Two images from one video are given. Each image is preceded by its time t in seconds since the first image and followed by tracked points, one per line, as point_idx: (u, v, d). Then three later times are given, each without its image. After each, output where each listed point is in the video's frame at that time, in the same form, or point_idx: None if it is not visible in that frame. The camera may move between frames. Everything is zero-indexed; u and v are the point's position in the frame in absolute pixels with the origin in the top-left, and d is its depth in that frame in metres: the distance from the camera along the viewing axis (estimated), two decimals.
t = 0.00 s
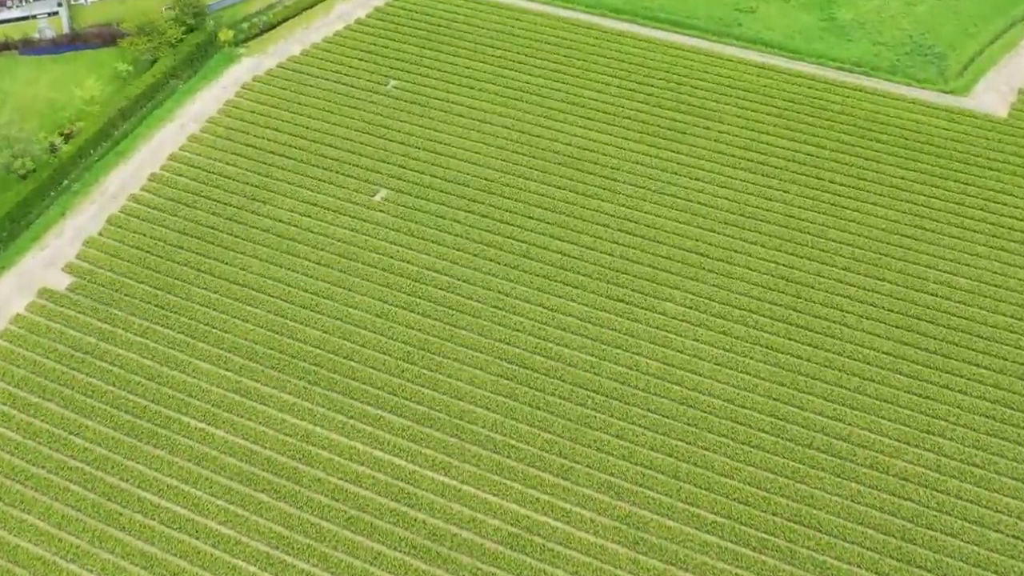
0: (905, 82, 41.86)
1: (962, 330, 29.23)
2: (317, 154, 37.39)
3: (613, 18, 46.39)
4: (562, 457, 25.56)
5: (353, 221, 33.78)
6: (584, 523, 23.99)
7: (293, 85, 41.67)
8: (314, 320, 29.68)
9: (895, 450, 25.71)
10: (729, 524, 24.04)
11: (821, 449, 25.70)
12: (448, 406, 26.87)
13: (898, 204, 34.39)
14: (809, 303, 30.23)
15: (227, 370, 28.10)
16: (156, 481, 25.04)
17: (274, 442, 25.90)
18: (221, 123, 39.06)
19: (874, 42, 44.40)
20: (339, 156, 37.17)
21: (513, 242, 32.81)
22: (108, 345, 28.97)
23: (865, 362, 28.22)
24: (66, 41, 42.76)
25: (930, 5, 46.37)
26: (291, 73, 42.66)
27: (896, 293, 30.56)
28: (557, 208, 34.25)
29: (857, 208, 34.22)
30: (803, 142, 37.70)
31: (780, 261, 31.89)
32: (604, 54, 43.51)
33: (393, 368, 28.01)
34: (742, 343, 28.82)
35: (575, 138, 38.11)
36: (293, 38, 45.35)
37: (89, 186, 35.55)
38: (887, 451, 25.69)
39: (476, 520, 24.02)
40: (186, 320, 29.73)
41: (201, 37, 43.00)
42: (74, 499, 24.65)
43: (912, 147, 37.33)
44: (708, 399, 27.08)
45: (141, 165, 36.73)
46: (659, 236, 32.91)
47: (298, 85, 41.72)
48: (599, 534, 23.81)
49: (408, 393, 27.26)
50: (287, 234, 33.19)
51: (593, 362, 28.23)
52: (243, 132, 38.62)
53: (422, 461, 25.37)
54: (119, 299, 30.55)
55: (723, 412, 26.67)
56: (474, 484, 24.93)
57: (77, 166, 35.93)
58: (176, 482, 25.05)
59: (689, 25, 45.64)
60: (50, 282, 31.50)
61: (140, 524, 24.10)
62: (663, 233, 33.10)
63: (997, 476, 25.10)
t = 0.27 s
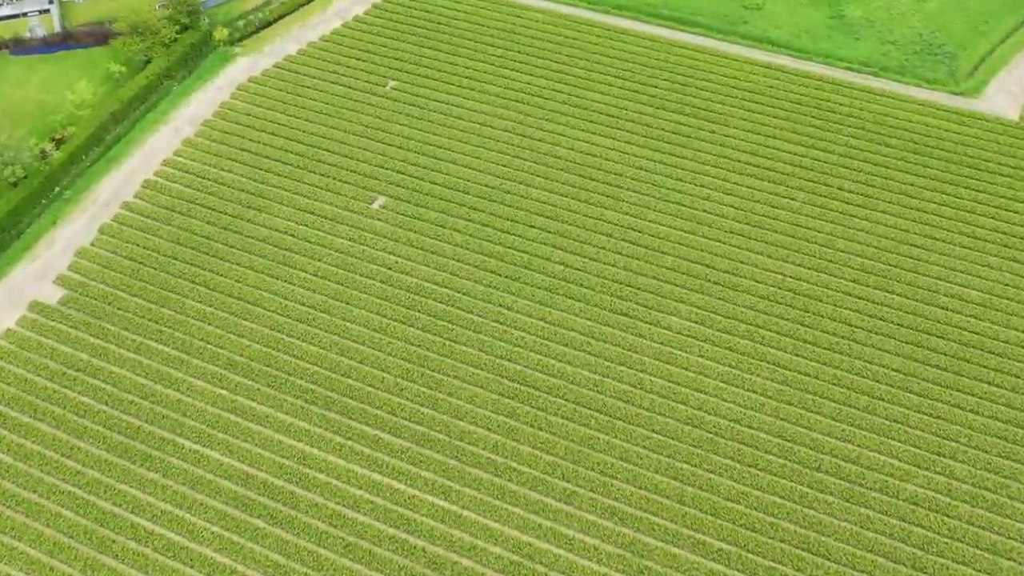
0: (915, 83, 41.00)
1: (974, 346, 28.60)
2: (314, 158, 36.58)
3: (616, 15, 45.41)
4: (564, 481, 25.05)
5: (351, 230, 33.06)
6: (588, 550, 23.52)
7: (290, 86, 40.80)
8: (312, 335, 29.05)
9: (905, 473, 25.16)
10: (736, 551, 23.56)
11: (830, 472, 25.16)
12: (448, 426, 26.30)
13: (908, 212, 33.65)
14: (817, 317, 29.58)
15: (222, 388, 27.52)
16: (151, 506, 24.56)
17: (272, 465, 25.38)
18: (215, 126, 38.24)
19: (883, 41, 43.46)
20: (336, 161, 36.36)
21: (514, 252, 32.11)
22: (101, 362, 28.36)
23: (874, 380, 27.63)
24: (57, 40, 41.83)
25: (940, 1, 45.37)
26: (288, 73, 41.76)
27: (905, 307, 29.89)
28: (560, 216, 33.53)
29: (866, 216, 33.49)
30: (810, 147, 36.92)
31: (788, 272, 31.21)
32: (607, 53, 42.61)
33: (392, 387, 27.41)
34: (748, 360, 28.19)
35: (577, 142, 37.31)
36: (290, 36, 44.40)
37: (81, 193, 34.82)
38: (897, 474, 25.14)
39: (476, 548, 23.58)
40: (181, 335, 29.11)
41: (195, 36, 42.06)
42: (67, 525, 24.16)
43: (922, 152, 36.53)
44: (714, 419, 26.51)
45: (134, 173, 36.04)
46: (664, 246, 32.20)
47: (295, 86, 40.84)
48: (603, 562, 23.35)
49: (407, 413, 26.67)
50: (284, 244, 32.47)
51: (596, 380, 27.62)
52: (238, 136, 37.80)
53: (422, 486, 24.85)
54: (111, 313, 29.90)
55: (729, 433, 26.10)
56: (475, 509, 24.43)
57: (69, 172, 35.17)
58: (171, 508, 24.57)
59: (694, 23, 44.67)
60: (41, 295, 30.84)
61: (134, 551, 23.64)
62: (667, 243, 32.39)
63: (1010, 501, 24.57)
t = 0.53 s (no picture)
0: (924, 85, 40.19)
1: (985, 365, 28.03)
2: (310, 164, 35.80)
3: (619, 13, 44.52)
4: (567, 506, 24.58)
5: (349, 241, 32.36)
6: None
7: (286, 89, 39.99)
8: (309, 352, 28.46)
9: (915, 498, 24.66)
10: None
11: (838, 498, 24.68)
12: (448, 449, 25.78)
13: (917, 223, 33.00)
14: (825, 333, 28.98)
15: (216, 408, 26.97)
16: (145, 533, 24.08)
17: (268, 490, 24.87)
18: (210, 130, 37.47)
19: (891, 40, 42.58)
20: (334, 167, 35.58)
21: (515, 264, 31.46)
22: (93, 381, 27.76)
23: (882, 400, 27.11)
24: (48, 40, 40.94)
25: None
26: (284, 74, 40.96)
27: (914, 322, 29.33)
28: (562, 227, 32.85)
29: (874, 227, 32.85)
30: (816, 154, 36.22)
31: (795, 286, 30.59)
32: (610, 54, 41.78)
33: (390, 407, 26.85)
34: (754, 379, 27.64)
35: (579, 148, 36.59)
36: (286, 35, 43.53)
37: (73, 202, 34.12)
38: (907, 499, 24.64)
39: None
40: (174, 352, 28.51)
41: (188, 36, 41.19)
42: (59, 554, 23.69)
43: (931, 159, 35.83)
44: (719, 441, 25.99)
45: (127, 179, 35.26)
46: (668, 258, 31.60)
47: (291, 88, 40.02)
48: None
49: (406, 435, 26.12)
50: (279, 256, 31.78)
51: (599, 400, 27.06)
52: (233, 141, 37.02)
53: (421, 512, 24.39)
54: (103, 329, 29.28)
55: (735, 456, 25.58)
56: (476, 537, 23.98)
57: (61, 180, 34.45)
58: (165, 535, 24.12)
59: (698, 21, 43.76)
60: (32, 310, 30.19)
61: None
62: (671, 255, 31.78)
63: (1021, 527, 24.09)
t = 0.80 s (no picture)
0: (933, 88, 39.40)
1: (995, 384, 27.55)
2: (307, 172, 35.08)
3: (621, 12, 43.67)
4: (569, 533, 24.17)
5: (347, 253, 31.76)
6: None
7: (283, 92, 39.23)
8: (306, 370, 27.90)
9: (925, 524, 24.24)
10: None
11: (846, 524, 24.26)
12: (448, 473, 25.33)
13: (926, 234, 32.41)
14: (832, 351, 28.45)
15: (212, 430, 26.47)
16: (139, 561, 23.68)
17: (266, 516, 24.44)
18: (205, 135, 36.72)
19: (899, 41, 41.73)
20: (331, 175, 34.88)
21: (517, 278, 30.88)
22: (85, 401, 27.23)
23: (890, 422, 26.66)
24: (39, 41, 40.08)
25: None
26: (280, 77, 40.20)
27: (923, 340, 28.81)
28: (564, 238, 32.22)
29: (882, 238, 32.25)
30: (823, 161, 35.54)
31: (801, 301, 30.03)
32: (612, 56, 40.99)
33: (389, 429, 26.36)
34: (760, 399, 27.14)
35: (582, 154, 35.88)
36: (282, 36, 42.68)
37: (65, 211, 33.43)
38: (916, 526, 24.20)
39: None
40: (168, 371, 27.97)
41: (183, 37, 40.33)
42: None
43: (940, 167, 35.19)
44: (725, 464, 25.52)
45: (121, 188, 34.57)
46: (672, 271, 31.04)
47: (288, 92, 39.27)
48: None
49: (406, 458, 25.65)
50: (275, 269, 31.16)
51: (602, 421, 26.57)
52: (229, 147, 36.27)
53: (421, 539, 23.99)
54: (96, 346, 28.71)
55: (741, 480, 25.13)
56: (477, 566, 23.58)
57: (52, 189, 33.74)
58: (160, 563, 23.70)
59: (703, 21, 42.89)
60: (23, 325, 29.60)
61: None
62: (676, 268, 31.20)
63: None
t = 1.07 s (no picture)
0: (943, 91, 38.60)
1: (1007, 405, 27.04)
2: (304, 180, 34.38)
3: (625, 11, 42.85)
4: (572, 562, 23.83)
5: (345, 267, 31.16)
6: None
7: (279, 96, 38.46)
8: (303, 390, 27.39)
9: (935, 553, 23.84)
10: None
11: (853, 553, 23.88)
12: (448, 499, 24.93)
13: (936, 247, 31.77)
14: (840, 370, 27.90)
15: (207, 453, 26.03)
16: None
17: (263, 545, 24.06)
18: (200, 142, 35.98)
19: (908, 42, 40.88)
20: (329, 184, 34.18)
21: (518, 292, 30.29)
22: (78, 422, 26.76)
23: (899, 444, 26.19)
24: (30, 43, 39.21)
25: None
26: (277, 81, 39.43)
27: (933, 358, 28.28)
28: (567, 251, 31.59)
29: (891, 251, 31.62)
30: (831, 169, 34.83)
31: (808, 317, 29.46)
32: (616, 58, 40.17)
33: (388, 452, 25.87)
34: (766, 420, 26.63)
35: (585, 162, 35.17)
36: (279, 36, 41.82)
37: (58, 223, 32.80)
38: (926, 555, 23.80)
39: None
40: (163, 391, 27.47)
41: (177, 39, 39.44)
42: None
43: (950, 176, 34.51)
44: (730, 490, 25.07)
45: (114, 198, 33.92)
46: (677, 285, 30.44)
47: (285, 96, 38.50)
48: None
49: (405, 483, 25.21)
50: (271, 283, 30.56)
51: (605, 443, 26.08)
52: (224, 154, 35.55)
53: (421, 569, 23.64)
54: (89, 365, 28.19)
55: (747, 507, 24.68)
56: None
57: (44, 199, 33.07)
58: None
59: (708, 21, 42.04)
60: (14, 343, 29.06)
61: None
62: (680, 282, 30.58)
63: None
